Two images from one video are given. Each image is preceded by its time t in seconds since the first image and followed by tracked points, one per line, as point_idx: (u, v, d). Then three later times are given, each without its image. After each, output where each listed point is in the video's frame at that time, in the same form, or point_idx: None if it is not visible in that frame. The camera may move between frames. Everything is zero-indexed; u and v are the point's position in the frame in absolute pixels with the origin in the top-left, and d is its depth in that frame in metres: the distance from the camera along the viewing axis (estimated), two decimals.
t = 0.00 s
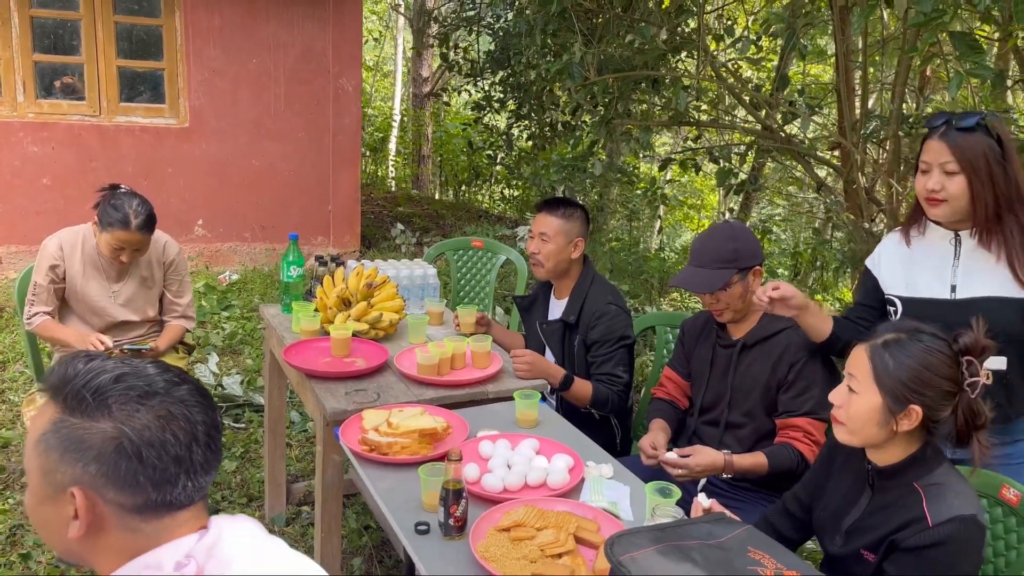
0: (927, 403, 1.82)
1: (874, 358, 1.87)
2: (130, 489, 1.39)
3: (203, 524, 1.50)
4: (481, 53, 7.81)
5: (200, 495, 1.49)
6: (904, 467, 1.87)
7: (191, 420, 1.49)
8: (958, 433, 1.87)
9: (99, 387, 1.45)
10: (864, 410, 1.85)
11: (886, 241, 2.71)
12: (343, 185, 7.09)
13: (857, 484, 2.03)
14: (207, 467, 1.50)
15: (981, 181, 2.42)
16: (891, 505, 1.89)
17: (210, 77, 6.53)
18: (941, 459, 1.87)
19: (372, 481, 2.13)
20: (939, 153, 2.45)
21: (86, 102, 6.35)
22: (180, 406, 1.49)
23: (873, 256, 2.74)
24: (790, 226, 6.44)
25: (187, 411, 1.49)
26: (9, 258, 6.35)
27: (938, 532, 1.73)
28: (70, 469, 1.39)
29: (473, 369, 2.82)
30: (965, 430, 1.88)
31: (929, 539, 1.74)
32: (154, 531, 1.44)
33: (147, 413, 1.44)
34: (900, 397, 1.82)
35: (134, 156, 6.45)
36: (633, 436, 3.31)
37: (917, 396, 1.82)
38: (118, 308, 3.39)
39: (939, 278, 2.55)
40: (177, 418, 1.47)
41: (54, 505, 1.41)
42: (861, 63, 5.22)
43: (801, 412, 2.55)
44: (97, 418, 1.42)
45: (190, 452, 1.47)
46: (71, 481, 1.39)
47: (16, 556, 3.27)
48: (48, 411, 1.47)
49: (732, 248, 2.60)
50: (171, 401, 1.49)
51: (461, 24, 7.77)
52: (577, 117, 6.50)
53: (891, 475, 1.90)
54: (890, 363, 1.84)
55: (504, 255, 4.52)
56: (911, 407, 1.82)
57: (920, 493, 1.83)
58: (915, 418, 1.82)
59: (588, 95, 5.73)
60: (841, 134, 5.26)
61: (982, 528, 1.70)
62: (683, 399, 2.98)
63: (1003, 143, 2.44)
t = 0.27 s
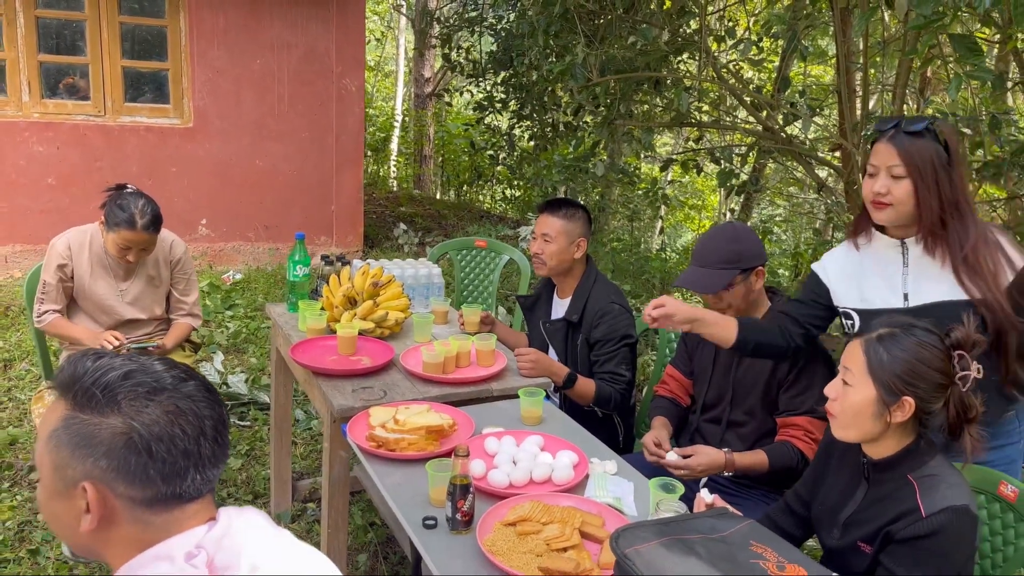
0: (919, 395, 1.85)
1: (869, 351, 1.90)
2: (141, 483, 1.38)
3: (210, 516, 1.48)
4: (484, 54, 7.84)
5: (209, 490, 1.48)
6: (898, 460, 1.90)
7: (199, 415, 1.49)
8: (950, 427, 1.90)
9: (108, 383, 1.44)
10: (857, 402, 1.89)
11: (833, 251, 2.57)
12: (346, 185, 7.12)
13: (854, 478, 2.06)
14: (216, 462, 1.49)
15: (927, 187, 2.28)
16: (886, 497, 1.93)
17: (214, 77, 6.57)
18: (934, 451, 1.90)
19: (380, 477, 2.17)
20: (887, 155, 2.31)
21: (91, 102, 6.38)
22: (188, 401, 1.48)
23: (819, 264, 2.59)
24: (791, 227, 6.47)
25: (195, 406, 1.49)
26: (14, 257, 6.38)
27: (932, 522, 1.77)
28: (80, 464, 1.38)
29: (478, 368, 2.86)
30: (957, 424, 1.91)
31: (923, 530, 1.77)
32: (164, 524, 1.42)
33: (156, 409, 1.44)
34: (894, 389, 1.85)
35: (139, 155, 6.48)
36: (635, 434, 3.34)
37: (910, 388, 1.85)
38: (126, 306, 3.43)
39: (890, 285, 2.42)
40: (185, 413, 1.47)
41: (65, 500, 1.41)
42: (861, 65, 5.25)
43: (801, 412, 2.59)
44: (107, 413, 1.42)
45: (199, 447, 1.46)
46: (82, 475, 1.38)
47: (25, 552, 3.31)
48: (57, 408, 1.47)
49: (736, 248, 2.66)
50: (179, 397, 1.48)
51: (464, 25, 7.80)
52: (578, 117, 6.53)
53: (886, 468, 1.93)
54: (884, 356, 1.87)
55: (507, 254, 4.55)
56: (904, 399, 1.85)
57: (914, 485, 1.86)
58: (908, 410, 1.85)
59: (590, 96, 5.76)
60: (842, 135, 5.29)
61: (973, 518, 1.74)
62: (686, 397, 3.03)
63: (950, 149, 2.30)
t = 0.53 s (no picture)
0: (931, 383, 1.89)
1: (880, 342, 1.93)
2: (173, 464, 1.41)
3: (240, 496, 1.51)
4: (492, 51, 7.87)
5: (238, 472, 1.51)
6: (908, 449, 1.94)
7: (227, 399, 1.51)
8: (959, 415, 1.95)
9: (139, 368, 1.47)
10: (870, 392, 1.92)
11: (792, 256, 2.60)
12: (356, 181, 7.17)
13: (863, 466, 2.10)
14: (243, 445, 1.51)
15: (878, 194, 2.32)
16: (896, 485, 1.96)
17: (225, 74, 6.62)
18: (943, 440, 1.94)
19: (399, 465, 2.21)
20: (841, 161, 2.36)
21: (104, 99, 6.44)
22: (217, 386, 1.51)
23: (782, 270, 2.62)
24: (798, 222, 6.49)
25: (223, 390, 1.51)
26: (29, 252, 6.44)
27: (943, 509, 1.80)
28: (114, 446, 1.41)
29: (491, 360, 2.90)
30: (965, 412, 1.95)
31: (934, 517, 1.81)
32: (196, 503, 1.45)
33: (186, 392, 1.46)
34: (906, 378, 1.89)
35: (151, 151, 6.54)
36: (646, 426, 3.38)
37: (922, 377, 1.89)
38: (144, 299, 3.49)
39: (851, 294, 2.43)
40: (214, 397, 1.49)
41: (99, 481, 1.43)
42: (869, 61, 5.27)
43: (810, 402, 2.65)
44: (139, 397, 1.44)
45: (227, 430, 1.48)
46: (115, 457, 1.41)
47: (46, 540, 3.38)
48: (88, 393, 1.49)
49: (746, 241, 2.73)
50: (208, 381, 1.50)
51: (472, 22, 7.83)
52: (586, 113, 6.55)
53: (896, 456, 1.96)
54: (896, 346, 1.91)
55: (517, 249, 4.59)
56: (917, 388, 1.88)
57: (924, 473, 1.90)
58: (920, 398, 1.88)
59: (598, 92, 5.78)
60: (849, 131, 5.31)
61: (982, 505, 1.78)
62: (696, 389, 3.09)
63: (905, 159, 2.35)
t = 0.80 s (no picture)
0: (954, 365, 1.91)
1: (901, 327, 1.95)
2: (215, 437, 1.46)
3: (277, 471, 1.56)
4: (508, 42, 7.88)
5: (276, 446, 1.56)
6: (931, 432, 1.96)
7: (266, 376, 1.56)
8: (983, 397, 1.97)
9: (184, 346, 1.52)
10: (892, 376, 1.94)
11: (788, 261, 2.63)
12: (375, 174, 7.23)
13: (886, 450, 2.13)
14: (281, 419, 1.56)
15: (865, 204, 2.32)
16: (919, 468, 1.98)
17: (246, 67, 6.69)
18: (966, 423, 1.96)
19: (425, 447, 2.26)
20: (828, 168, 2.36)
21: (127, 93, 6.53)
22: (257, 362, 1.56)
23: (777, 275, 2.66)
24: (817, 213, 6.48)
25: (262, 368, 1.56)
26: (54, 244, 6.56)
27: (965, 492, 1.82)
28: (160, 418, 1.47)
29: (513, 346, 2.94)
30: (988, 395, 1.97)
31: (957, 499, 1.83)
32: (237, 476, 1.50)
33: (227, 368, 1.51)
34: (928, 361, 1.91)
35: (173, 144, 6.63)
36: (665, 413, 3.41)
37: (944, 359, 1.91)
38: (172, 288, 3.56)
39: (848, 304, 2.48)
40: (254, 373, 1.54)
41: (146, 453, 1.49)
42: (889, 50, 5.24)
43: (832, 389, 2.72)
44: (183, 373, 1.50)
45: (266, 404, 1.53)
46: (162, 430, 1.47)
47: (79, 523, 3.47)
48: (135, 369, 1.54)
49: (767, 231, 2.77)
50: (248, 358, 1.55)
51: (489, 14, 7.84)
52: (602, 104, 6.56)
53: (920, 440, 1.99)
54: (917, 330, 1.93)
55: (536, 239, 4.62)
56: (941, 370, 1.90)
57: (947, 456, 1.92)
58: (944, 380, 1.90)
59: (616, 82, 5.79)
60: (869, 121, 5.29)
61: (1006, 487, 1.80)
62: (716, 375, 3.12)
63: (894, 166, 2.33)
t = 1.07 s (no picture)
0: (991, 332, 1.89)
1: (937, 293, 1.92)
2: (242, 396, 1.49)
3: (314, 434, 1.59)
4: (534, 21, 7.82)
5: (307, 407, 1.56)
6: (969, 401, 1.94)
7: (297, 338, 1.56)
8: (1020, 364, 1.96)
9: (219, 305, 1.54)
10: (929, 344, 1.92)
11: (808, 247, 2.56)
12: (401, 154, 7.25)
13: (923, 419, 2.12)
14: (311, 382, 1.56)
15: (890, 184, 2.25)
16: (955, 437, 1.97)
17: (273, 49, 6.72)
18: (1004, 392, 1.94)
19: (458, 417, 2.29)
20: (853, 145, 2.29)
21: (157, 76, 6.60)
22: (287, 324, 1.55)
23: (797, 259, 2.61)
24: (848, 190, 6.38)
25: (293, 329, 1.55)
26: (88, 226, 6.68)
27: (1003, 460, 1.81)
28: (193, 373, 1.51)
29: (543, 319, 2.95)
30: None
31: (993, 467, 1.82)
32: (265, 434, 1.53)
33: (257, 329, 1.52)
34: (965, 329, 1.89)
35: (202, 127, 6.70)
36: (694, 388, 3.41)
37: (982, 326, 1.88)
38: (206, 265, 3.60)
39: (870, 290, 2.42)
40: (283, 335, 1.54)
41: (185, 405, 1.54)
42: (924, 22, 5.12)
43: (864, 361, 2.70)
44: (215, 332, 1.52)
45: (293, 367, 1.53)
46: (195, 385, 1.51)
47: (119, 494, 3.56)
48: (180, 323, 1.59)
49: (800, 208, 2.78)
50: (279, 320, 1.55)
51: None
52: (629, 81, 6.50)
53: (957, 408, 1.97)
54: (954, 297, 1.90)
55: (564, 216, 4.61)
56: (979, 337, 1.88)
57: (985, 425, 1.90)
58: (982, 347, 1.88)
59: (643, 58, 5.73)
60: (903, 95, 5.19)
61: None
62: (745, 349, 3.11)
63: (920, 146, 2.27)
